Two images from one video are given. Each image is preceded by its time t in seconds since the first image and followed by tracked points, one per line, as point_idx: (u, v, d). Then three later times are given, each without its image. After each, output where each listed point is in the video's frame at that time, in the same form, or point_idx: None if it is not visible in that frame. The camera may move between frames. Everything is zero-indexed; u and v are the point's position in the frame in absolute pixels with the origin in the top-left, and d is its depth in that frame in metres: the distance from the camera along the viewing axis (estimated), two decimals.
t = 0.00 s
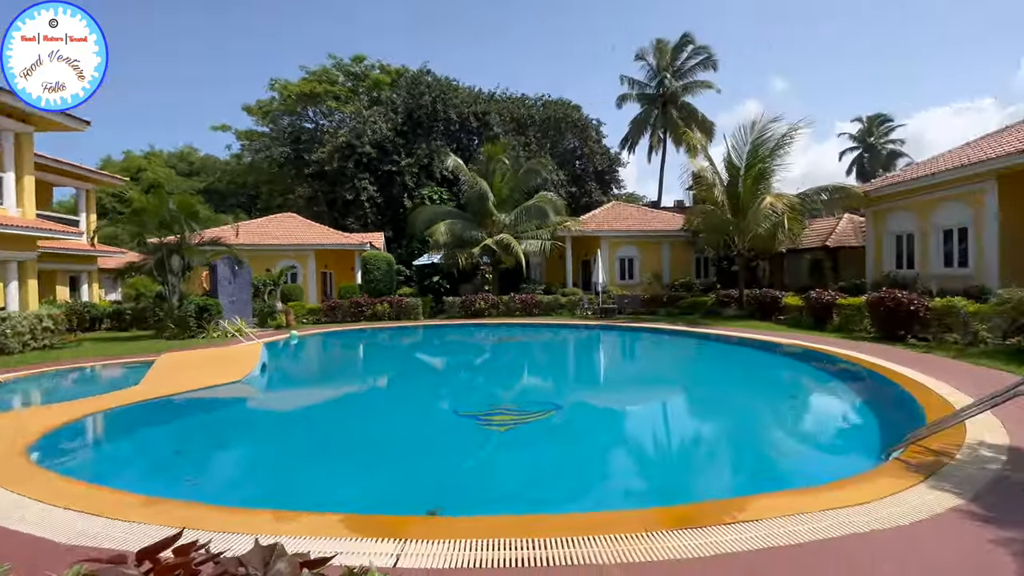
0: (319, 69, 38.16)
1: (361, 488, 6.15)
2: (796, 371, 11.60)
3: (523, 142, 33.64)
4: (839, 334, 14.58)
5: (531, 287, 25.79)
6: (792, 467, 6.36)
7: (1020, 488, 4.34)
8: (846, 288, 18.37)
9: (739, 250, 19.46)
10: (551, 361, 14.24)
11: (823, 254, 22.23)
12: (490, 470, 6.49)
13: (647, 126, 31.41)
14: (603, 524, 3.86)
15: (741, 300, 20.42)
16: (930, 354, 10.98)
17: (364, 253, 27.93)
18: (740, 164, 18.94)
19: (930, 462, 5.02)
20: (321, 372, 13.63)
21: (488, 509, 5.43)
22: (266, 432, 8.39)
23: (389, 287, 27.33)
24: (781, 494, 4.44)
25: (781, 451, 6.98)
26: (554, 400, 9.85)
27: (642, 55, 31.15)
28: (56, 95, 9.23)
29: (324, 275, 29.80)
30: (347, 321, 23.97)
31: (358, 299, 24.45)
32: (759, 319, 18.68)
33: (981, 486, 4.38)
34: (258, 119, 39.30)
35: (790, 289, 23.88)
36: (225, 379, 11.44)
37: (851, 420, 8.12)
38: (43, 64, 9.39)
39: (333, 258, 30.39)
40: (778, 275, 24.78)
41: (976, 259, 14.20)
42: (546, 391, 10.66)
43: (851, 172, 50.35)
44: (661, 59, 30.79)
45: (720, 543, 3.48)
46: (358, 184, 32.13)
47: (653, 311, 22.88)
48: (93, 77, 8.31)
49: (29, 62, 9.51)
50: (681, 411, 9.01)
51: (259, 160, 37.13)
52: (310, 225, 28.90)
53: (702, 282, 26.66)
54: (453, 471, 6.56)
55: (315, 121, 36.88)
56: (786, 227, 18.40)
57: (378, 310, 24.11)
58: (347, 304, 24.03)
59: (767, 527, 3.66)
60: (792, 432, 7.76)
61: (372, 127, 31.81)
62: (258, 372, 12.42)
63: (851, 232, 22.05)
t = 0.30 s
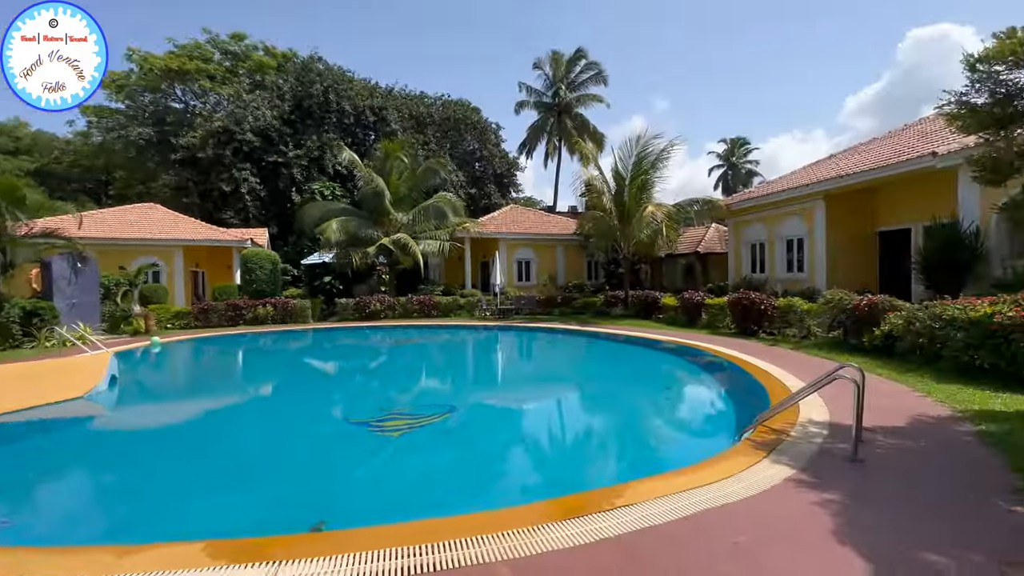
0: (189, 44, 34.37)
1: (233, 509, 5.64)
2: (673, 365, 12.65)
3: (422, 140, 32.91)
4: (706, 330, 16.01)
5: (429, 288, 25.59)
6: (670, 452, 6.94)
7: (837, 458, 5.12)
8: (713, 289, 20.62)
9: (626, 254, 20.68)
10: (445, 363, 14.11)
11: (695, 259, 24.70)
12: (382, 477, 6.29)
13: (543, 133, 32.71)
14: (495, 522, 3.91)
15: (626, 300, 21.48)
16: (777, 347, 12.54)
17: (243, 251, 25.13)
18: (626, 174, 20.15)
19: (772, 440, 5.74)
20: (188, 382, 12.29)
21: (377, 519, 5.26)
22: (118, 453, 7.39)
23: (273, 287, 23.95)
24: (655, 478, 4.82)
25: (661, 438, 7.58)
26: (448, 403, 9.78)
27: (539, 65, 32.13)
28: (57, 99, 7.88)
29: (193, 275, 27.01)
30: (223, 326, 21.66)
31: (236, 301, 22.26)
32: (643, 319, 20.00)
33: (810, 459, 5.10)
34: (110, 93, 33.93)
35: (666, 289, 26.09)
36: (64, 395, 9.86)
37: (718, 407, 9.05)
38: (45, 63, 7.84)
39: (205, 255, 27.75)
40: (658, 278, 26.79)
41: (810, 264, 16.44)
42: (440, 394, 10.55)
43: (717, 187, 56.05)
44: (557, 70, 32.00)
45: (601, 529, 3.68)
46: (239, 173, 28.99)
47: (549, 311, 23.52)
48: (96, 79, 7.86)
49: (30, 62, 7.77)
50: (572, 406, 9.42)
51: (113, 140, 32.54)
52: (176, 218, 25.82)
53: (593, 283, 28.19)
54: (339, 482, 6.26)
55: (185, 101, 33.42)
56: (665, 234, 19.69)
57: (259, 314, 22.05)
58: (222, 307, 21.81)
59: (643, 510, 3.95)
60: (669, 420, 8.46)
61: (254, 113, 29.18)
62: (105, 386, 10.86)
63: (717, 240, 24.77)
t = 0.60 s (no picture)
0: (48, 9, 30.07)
1: (101, 540, 5.01)
2: (582, 363, 13.14)
3: (329, 135, 31.16)
4: (612, 330, 16.77)
5: (337, 291, 24.49)
6: (580, 447, 7.20)
7: (720, 445, 5.62)
8: (618, 291, 21.63)
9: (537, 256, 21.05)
10: (351, 368, 13.53)
11: (602, 262, 25.84)
12: (282, 492, 5.92)
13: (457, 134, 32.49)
14: (402, 531, 3.83)
15: (538, 302, 21.80)
16: (672, 344, 13.47)
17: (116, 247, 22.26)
18: (538, 178, 20.51)
19: (665, 432, 6.16)
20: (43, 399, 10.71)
21: (272, 538, 4.92)
22: None
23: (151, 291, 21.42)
24: (561, 474, 4.98)
25: (571, 434, 7.85)
26: (354, 410, 9.39)
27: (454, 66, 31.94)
28: (56, 95, 13.78)
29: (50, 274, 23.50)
30: (88, 334, 19.13)
31: (104, 305, 19.75)
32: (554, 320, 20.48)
33: (697, 447, 5.54)
34: None
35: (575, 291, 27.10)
36: None
37: (623, 403, 9.53)
38: (44, 64, 13.33)
39: (67, 252, 24.61)
40: (568, 280, 27.64)
41: (701, 267, 17.80)
42: (345, 401, 10.10)
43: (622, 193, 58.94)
44: (471, 72, 31.88)
45: (507, 530, 3.74)
46: (110, 159, 25.36)
47: (462, 313, 23.35)
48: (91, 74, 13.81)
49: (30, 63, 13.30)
50: (485, 407, 9.48)
51: None
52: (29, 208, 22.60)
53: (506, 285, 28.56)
54: (231, 502, 5.79)
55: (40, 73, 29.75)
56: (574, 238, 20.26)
57: (135, 319, 19.70)
58: (87, 312, 19.24)
59: (546, 508, 4.06)
60: (578, 417, 8.78)
61: (131, 92, 25.94)
62: None
63: (622, 244, 26.22)
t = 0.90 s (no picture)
0: None
1: None
2: (510, 364, 13.20)
3: (242, 125, 28.79)
4: (539, 330, 17.05)
5: (250, 294, 22.98)
6: (509, 447, 7.22)
7: (636, 440, 5.88)
8: (545, 292, 21.88)
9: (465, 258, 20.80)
10: (266, 376, 12.68)
11: (530, 264, 26.16)
12: (185, 512, 5.46)
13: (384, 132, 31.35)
14: (321, 544, 3.66)
15: (466, 304, 21.59)
16: (596, 343, 13.89)
17: None
18: (466, 179, 20.26)
19: (585, 430, 6.34)
20: None
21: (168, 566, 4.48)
22: None
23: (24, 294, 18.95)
24: (487, 475, 4.98)
25: (499, 435, 7.85)
26: (266, 420, 8.80)
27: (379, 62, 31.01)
28: (56, 95, 13.69)
29: None
30: None
31: None
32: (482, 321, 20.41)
33: (615, 444, 5.76)
34: None
35: (502, 292, 27.47)
36: None
37: (551, 401, 9.67)
38: (45, 62, 13.19)
39: None
40: (497, 282, 27.74)
41: (622, 270, 18.57)
42: (256, 411, 9.44)
43: (552, 195, 59.33)
44: (398, 69, 31.08)
45: (429, 538, 3.67)
46: None
47: (388, 316, 22.65)
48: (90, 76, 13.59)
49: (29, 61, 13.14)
50: (412, 411, 9.27)
51: None
52: None
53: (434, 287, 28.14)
54: (118, 529, 5.21)
55: None
56: (502, 240, 20.28)
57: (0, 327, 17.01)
58: None
59: (469, 514, 4.03)
60: (506, 417, 8.81)
61: None
62: None
63: (549, 246, 26.51)
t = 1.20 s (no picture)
0: None
1: None
2: (450, 366, 13.00)
3: (157, 113, 26.58)
4: (478, 331, 16.96)
5: (166, 296, 21.34)
6: (450, 449, 7.12)
7: (571, 439, 5.98)
8: (485, 293, 21.81)
9: (404, 258, 20.27)
10: (185, 384, 11.84)
11: (471, 264, 25.84)
12: (90, 534, 4.99)
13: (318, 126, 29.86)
14: (243, 561, 3.47)
15: (405, 305, 21.02)
16: (535, 343, 14.01)
17: None
18: (406, 178, 19.78)
19: (522, 430, 6.36)
20: None
21: None
22: None
23: None
24: (424, 480, 4.89)
25: (439, 437, 7.73)
26: (185, 432, 8.20)
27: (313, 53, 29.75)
28: (56, 96, 10.91)
29: None
30: None
31: None
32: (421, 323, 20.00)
33: (550, 443, 5.84)
34: None
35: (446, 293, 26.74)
36: None
37: (494, 401, 9.64)
38: (46, 61, 10.60)
39: None
40: (438, 282, 27.31)
41: (562, 270, 18.89)
42: (174, 422, 8.79)
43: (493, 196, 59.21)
44: (334, 62, 29.94)
45: (360, 550, 3.55)
46: None
47: (321, 318, 21.63)
48: (95, 77, 10.79)
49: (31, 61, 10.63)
50: (347, 416, 8.95)
51: None
52: None
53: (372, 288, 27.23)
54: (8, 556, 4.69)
55: None
56: (442, 239, 19.92)
57: None
58: None
59: (403, 521, 3.96)
60: (447, 419, 8.69)
61: None
62: None
63: (490, 247, 26.35)
